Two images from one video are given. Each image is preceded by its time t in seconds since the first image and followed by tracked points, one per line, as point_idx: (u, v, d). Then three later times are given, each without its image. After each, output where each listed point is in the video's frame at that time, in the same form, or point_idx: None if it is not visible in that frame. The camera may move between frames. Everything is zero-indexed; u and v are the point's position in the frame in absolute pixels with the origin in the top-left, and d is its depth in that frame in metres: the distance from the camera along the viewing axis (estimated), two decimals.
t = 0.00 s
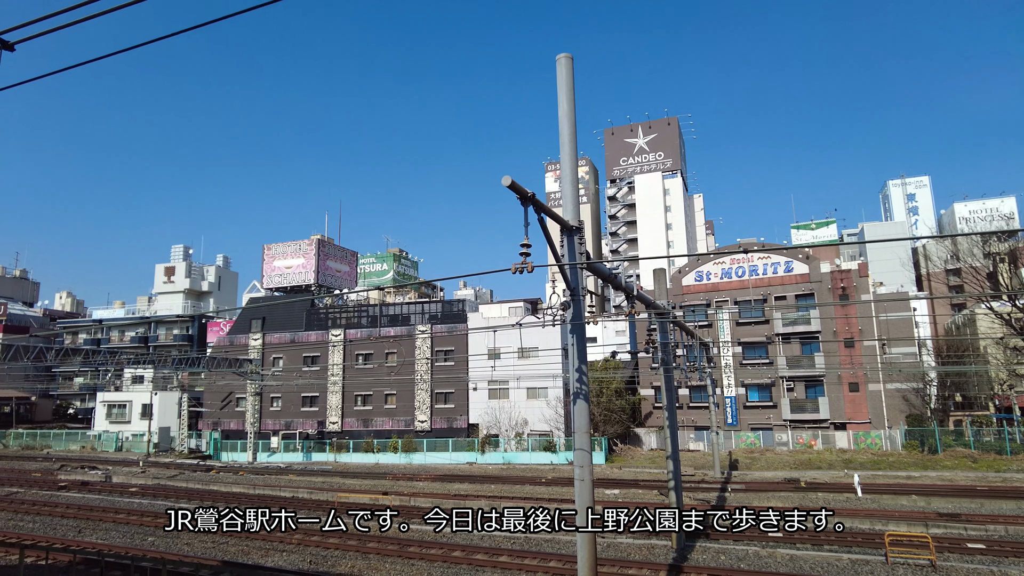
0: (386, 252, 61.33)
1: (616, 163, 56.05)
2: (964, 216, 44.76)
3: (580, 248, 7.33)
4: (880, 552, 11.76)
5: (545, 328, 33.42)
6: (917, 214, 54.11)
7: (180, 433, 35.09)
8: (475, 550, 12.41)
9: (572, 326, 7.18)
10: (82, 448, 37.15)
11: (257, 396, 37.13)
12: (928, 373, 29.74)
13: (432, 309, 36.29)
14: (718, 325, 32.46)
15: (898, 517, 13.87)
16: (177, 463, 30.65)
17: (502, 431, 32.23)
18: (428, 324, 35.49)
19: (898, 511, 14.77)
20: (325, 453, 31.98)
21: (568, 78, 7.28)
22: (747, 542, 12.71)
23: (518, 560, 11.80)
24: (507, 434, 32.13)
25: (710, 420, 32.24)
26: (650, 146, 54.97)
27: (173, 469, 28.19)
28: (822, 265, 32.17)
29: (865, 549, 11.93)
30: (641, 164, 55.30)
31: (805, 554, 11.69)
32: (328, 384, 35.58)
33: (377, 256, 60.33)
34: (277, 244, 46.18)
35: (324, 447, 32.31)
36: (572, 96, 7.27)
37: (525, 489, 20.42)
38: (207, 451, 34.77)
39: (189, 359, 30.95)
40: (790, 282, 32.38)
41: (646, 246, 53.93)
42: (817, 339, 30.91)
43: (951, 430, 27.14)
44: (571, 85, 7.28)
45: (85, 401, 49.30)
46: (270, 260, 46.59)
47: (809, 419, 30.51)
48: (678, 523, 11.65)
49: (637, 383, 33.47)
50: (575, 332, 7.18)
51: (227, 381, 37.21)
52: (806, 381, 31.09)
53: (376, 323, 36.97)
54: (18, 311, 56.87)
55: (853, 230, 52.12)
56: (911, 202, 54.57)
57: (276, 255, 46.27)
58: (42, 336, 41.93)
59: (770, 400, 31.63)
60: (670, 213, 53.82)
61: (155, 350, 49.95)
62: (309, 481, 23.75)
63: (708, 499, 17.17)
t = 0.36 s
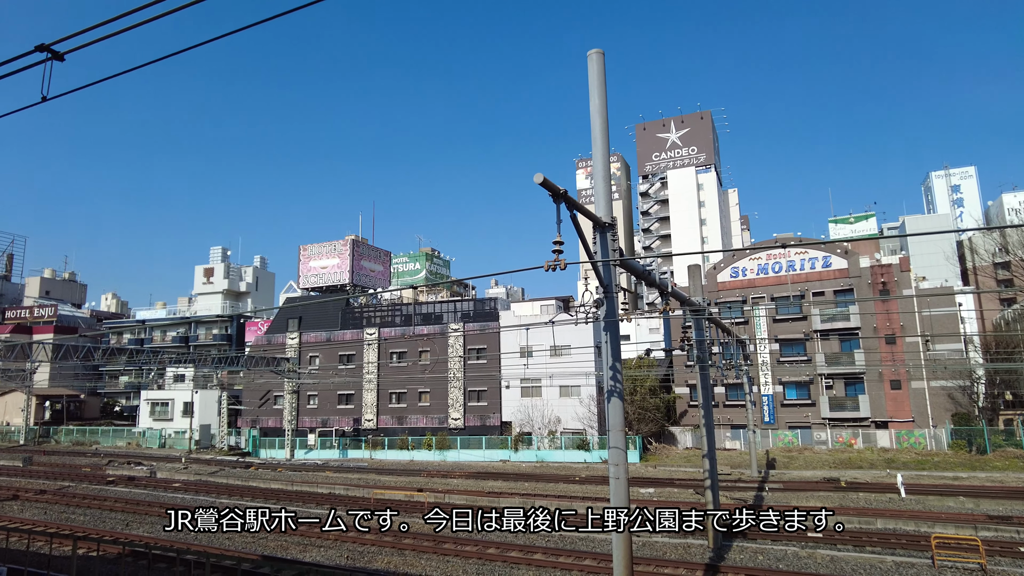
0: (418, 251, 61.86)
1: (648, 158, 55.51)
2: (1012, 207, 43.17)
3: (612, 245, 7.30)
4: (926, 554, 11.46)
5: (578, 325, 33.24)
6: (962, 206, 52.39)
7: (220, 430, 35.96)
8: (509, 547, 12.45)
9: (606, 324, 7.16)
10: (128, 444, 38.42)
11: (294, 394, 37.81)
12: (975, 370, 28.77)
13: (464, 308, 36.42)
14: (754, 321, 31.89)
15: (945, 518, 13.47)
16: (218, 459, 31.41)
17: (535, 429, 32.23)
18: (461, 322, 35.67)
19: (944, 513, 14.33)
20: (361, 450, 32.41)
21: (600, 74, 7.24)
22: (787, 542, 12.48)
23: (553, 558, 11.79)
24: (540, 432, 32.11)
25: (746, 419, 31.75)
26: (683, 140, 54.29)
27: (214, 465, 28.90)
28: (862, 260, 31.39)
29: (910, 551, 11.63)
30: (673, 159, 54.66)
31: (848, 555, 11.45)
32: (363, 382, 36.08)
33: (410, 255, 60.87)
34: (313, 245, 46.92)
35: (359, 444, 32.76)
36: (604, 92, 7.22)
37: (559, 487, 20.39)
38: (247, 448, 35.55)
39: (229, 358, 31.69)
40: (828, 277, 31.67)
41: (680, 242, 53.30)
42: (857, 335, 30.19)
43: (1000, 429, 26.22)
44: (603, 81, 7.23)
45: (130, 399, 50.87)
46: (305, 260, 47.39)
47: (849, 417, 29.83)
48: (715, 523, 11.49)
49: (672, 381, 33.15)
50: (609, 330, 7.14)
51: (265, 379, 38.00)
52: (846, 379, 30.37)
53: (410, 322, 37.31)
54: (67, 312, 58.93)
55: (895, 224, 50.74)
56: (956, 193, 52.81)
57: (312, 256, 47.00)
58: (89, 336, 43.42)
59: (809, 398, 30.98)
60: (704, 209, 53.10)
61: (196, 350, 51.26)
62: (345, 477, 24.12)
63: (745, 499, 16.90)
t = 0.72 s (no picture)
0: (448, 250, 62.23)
1: (678, 153, 54.87)
2: None
3: (644, 241, 7.24)
4: (971, 557, 11.13)
5: (609, 322, 33.02)
6: (1006, 197, 50.64)
7: (256, 427, 36.68)
8: (542, 545, 12.45)
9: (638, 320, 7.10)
10: (167, 440, 39.47)
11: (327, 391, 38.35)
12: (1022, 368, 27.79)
13: (494, 306, 36.52)
14: (788, 317, 31.30)
15: (991, 520, 13.06)
16: (253, 456, 32.02)
17: (565, 427, 32.14)
18: (490, 320, 35.78)
19: (990, 514, 13.89)
20: (393, 447, 32.73)
21: (630, 69, 7.18)
22: (824, 543, 12.24)
23: (585, 555, 11.77)
24: (570, 430, 32.01)
25: (781, 417, 31.20)
26: (714, 134, 53.53)
27: (250, 461, 29.49)
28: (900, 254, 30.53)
29: (954, 554, 11.30)
30: (704, 154, 53.93)
31: (888, 556, 11.19)
32: (395, 380, 36.44)
33: (440, 253, 61.25)
34: (344, 245, 47.51)
35: (391, 441, 33.09)
36: (634, 86, 7.16)
37: (590, 485, 20.32)
38: (281, 444, 36.19)
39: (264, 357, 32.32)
40: (865, 272, 30.93)
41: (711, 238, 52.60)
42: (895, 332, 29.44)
43: None
44: (633, 76, 7.17)
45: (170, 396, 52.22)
46: (337, 260, 48.01)
47: (887, 416, 29.12)
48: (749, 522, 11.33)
49: (704, 378, 32.75)
50: (642, 327, 7.07)
51: (299, 377, 38.65)
52: (884, 376, 29.65)
53: (440, 320, 37.53)
54: (109, 312, 60.74)
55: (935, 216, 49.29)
56: (1000, 184, 51.05)
57: (344, 255, 47.58)
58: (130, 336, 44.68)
59: (845, 396, 30.33)
60: (735, 204, 52.32)
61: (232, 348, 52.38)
62: (378, 474, 24.42)
63: (780, 498, 16.60)
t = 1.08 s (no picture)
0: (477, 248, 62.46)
1: (708, 148, 54.19)
2: None
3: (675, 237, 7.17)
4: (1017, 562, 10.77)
5: (639, 320, 32.77)
6: None
7: (290, 425, 37.30)
8: (573, 543, 12.43)
9: (670, 318, 7.01)
10: (204, 438, 40.41)
11: (359, 389, 38.82)
12: None
13: (523, 304, 36.58)
14: (823, 314, 30.70)
15: None
16: (288, 453, 32.57)
17: (595, 425, 31.99)
18: (519, 318, 35.83)
19: None
20: (423, 444, 32.97)
21: (660, 63, 7.10)
22: (862, 544, 11.98)
23: (617, 554, 11.71)
24: (600, 428, 31.85)
25: (816, 416, 30.62)
26: (745, 128, 52.70)
27: (285, 458, 30.00)
28: (940, 248, 29.63)
29: (999, 557, 10.97)
30: (735, 149, 53.14)
31: (930, 559, 10.91)
32: (425, 378, 36.73)
33: (468, 252, 61.52)
34: (374, 245, 48.03)
35: (422, 438, 33.33)
36: (664, 81, 7.08)
37: (620, 484, 20.22)
38: (314, 441, 36.73)
39: (297, 355, 32.88)
40: (902, 267, 30.14)
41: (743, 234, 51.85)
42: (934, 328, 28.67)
43: None
44: (662, 72, 7.10)
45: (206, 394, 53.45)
46: (368, 260, 48.56)
47: (927, 414, 28.37)
48: (784, 523, 11.17)
49: (737, 376, 32.30)
50: (673, 325, 6.98)
51: (331, 375, 39.21)
52: (924, 373, 28.86)
53: (469, 318, 37.66)
54: (148, 312, 62.37)
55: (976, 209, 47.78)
56: None
57: (374, 255, 48.10)
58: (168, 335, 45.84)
59: (882, 394, 29.64)
60: (768, 199, 51.45)
61: (266, 347, 53.37)
62: (409, 471, 24.65)
63: (816, 498, 16.28)
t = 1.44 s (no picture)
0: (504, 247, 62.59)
1: (738, 142, 53.40)
2: None
3: (704, 234, 7.11)
4: None
5: (669, 318, 32.47)
6: None
7: (321, 423, 37.86)
8: (603, 542, 12.38)
9: (701, 314, 6.94)
10: (238, 436, 41.19)
11: (389, 387, 39.17)
12: None
13: (550, 302, 36.54)
14: (857, 311, 30.08)
15: None
16: (319, 451, 33.08)
17: (625, 424, 31.81)
18: (546, 317, 35.79)
19: None
20: (453, 443, 33.15)
21: (688, 59, 7.03)
22: (900, 546, 11.72)
23: (647, 554, 11.62)
24: (629, 427, 31.67)
25: (851, 414, 30.05)
26: (775, 122, 51.84)
27: (317, 456, 30.46)
28: (980, 243, 28.73)
29: None
30: (765, 143, 52.27)
31: (973, 562, 10.62)
32: (453, 376, 36.94)
33: (496, 251, 61.65)
34: (402, 244, 48.40)
35: (451, 436, 33.54)
36: (692, 76, 7.01)
37: (650, 483, 20.08)
38: (345, 439, 37.22)
39: (328, 354, 33.35)
40: (940, 262, 29.35)
41: (774, 230, 51.01)
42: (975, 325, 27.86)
43: None
44: (691, 67, 7.02)
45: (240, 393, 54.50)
46: (396, 259, 48.99)
47: (967, 413, 27.59)
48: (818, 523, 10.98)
49: (768, 375, 31.85)
50: (705, 322, 6.91)
51: (361, 374, 39.68)
52: (964, 371, 28.06)
53: (497, 317, 37.71)
54: (183, 313, 63.82)
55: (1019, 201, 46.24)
56: None
57: (402, 255, 48.47)
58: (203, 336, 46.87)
59: (920, 393, 28.92)
60: (799, 194, 50.56)
61: (298, 346, 54.20)
62: (439, 469, 24.81)
63: (851, 498, 15.97)
